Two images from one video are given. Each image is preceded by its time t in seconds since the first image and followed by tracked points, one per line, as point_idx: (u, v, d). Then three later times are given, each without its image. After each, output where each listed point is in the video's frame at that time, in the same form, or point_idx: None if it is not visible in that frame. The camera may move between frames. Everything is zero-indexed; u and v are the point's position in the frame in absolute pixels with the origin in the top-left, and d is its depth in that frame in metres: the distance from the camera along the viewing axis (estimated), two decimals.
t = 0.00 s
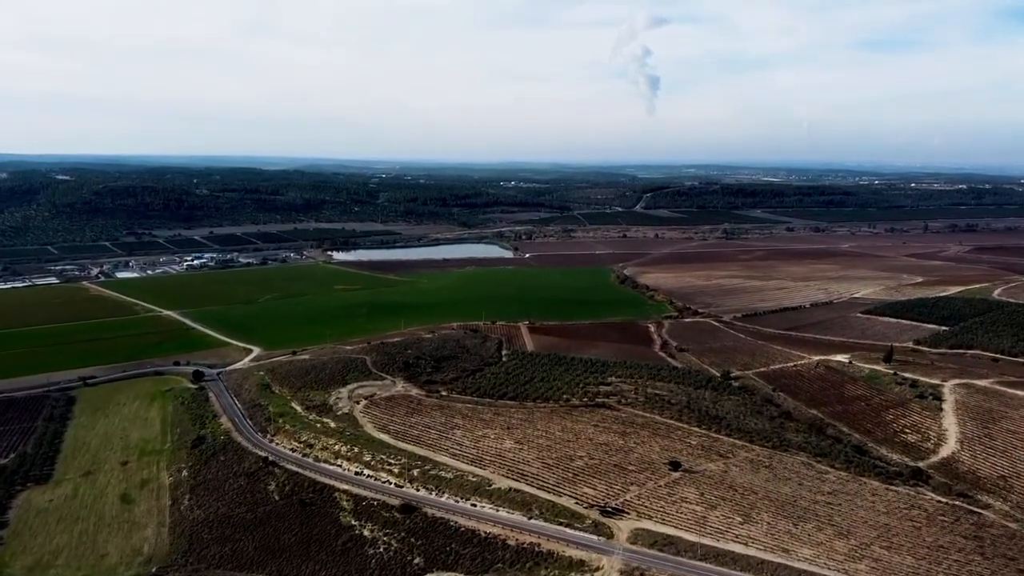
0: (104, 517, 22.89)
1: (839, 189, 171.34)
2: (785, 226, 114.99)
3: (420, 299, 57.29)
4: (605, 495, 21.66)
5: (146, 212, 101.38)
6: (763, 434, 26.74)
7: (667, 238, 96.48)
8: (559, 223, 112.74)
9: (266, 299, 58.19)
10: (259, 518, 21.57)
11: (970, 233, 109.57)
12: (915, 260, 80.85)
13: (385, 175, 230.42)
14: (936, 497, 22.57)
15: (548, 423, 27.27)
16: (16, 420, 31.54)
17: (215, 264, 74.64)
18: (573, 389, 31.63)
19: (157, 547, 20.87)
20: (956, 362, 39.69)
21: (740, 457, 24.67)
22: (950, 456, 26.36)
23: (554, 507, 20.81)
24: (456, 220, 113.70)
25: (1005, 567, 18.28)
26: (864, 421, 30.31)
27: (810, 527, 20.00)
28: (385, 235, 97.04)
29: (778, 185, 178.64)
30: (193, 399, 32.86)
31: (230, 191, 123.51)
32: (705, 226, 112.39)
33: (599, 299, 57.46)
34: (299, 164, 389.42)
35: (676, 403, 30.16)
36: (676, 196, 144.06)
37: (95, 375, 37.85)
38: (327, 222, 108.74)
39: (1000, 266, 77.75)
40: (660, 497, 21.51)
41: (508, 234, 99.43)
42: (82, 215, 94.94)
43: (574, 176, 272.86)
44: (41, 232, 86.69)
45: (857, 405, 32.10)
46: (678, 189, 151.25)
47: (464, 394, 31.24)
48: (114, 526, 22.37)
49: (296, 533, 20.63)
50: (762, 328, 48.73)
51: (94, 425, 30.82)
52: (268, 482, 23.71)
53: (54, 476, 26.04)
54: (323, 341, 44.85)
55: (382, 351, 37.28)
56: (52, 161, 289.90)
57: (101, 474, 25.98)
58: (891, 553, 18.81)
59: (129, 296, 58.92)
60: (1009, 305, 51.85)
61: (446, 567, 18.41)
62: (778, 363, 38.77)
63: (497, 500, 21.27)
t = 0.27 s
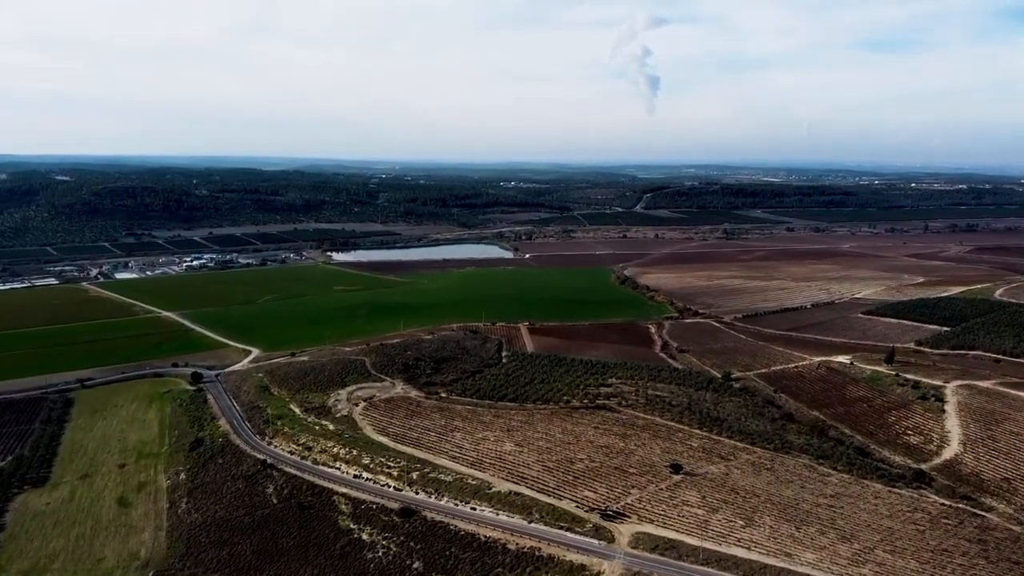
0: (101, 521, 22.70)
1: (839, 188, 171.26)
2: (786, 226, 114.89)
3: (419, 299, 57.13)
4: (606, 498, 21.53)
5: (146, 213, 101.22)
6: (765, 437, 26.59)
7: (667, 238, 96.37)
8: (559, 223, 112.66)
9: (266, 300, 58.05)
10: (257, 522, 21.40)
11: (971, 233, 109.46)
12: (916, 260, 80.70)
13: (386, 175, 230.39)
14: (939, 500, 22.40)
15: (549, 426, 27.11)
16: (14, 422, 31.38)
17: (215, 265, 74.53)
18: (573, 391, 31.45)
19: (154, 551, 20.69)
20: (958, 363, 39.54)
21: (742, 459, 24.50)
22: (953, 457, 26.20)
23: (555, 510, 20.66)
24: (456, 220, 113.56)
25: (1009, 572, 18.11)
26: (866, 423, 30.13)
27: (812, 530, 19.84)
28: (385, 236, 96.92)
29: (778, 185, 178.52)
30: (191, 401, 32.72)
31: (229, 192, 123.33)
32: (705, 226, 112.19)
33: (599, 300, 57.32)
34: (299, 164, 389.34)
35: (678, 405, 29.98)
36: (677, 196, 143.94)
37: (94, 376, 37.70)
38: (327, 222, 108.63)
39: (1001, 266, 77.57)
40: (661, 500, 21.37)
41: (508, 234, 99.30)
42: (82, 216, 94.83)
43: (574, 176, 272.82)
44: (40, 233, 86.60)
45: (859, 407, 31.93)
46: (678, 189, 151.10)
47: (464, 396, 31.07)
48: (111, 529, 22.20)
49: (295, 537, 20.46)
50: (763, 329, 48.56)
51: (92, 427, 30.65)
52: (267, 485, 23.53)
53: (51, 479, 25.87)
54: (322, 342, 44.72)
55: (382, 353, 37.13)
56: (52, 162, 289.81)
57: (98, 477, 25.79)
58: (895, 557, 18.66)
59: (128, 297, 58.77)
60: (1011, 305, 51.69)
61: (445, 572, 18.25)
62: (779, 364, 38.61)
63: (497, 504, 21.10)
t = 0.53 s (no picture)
0: (101, 522, 22.62)
1: (841, 188, 171.00)
2: (787, 226, 114.73)
3: (421, 300, 57.07)
4: (608, 499, 21.46)
5: (147, 213, 101.28)
6: (768, 438, 26.47)
7: (669, 239, 96.26)
8: (561, 223, 112.62)
9: (267, 301, 58.02)
10: (258, 523, 21.32)
11: (973, 233, 109.21)
12: (918, 260, 80.48)
13: (387, 175, 230.61)
14: (942, 501, 22.28)
15: (551, 427, 27.02)
16: (15, 422, 31.32)
17: (216, 265, 74.53)
18: (575, 392, 31.33)
19: (154, 553, 20.61)
20: (961, 364, 39.38)
21: (744, 460, 24.39)
22: (956, 459, 26.07)
23: (557, 512, 20.57)
24: (457, 220, 113.51)
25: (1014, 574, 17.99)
26: (869, 424, 29.96)
27: (815, 532, 19.74)
28: (387, 236, 96.92)
29: (780, 185, 178.31)
30: (193, 402, 32.67)
31: (231, 192, 123.34)
32: (707, 226, 111.99)
33: (601, 300, 57.23)
34: (300, 164, 389.65)
35: (680, 405, 29.86)
36: (678, 196, 143.80)
37: (95, 377, 37.65)
38: (328, 222, 108.64)
39: (1003, 267, 77.30)
40: (663, 502, 21.27)
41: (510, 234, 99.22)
42: (83, 216, 94.93)
43: (575, 176, 272.63)
44: (42, 233, 86.69)
45: (862, 407, 31.79)
46: (679, 189, 150.93)
47: (465, 397, 30.97)
48: (112, 530, 22.13)
49: (296, 539, 20.39)
50: (765, 330, 48.43)
51: (93, 428, 30.60)
52: (268, 486, 23.46)
53: (51, 480, 25.79)
54: (323, 343, 44.67)
55: (383, 353, 37.06)
56: (54, 162, 290.50)
57: (99, 478, 25.72)
58: (898, 559, 18.55)
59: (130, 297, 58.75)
60: (1014, 305, 51.49)
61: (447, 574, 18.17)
62: (782, 365, 38.49)
63: (499, 505, 21.01)
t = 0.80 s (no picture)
0: (116, 520, 22.81)
1: (857, 189, 169.52)
2: (802, 226, 113.92)
3: (433, 300, 57.16)
4: (621, 501, 21.39)
5: (163, 213, 102.21)
6: (782, 439, 26.26)
7: (682, 239, 95.82)
8: (574, 223, 112.45)
9: (281, 300, 58.36)
10: (272, 522, 21.44)
11: (991, 234, 107.82)
12: (935, 261, 79.56)
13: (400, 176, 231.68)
14: (959, 505, 21.99)
15: (563, 427, 26.97)
16: (31, 421, 31.64)
17: (231, 265, 75.08)
18: (587, 393, 31.25)
19: (169, 551, 20.77)
20: (978, 366, 38.86)
21: (758, 462, 24.22)
22: (973, 462, 25.73)
23: (569, 513, 20.53)
24: (470, 221, 113.65)
25: None
26: (884, 426, 29.64)
27: (830, 535, 19.58)
28: (400, 236, 97.22)
29: (794, 185, 177.02)
30: (207, 401, 32.91)
31: (246, 193, 124.21)
32: (721, 227, 111.42)
33: (613, 301, 57.04)
34: (314, 164, 392.16)
35: (693, 407, 29.70)
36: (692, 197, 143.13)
37: (110, 375, 37.99)
38: (342, 223, 109.15)
39: (1022, 268, 76.24)
40: (677, 504, 21.17)
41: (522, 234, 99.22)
42: (100, 216, 95.99)
43: (589, 176, 272.18)
44: (59, 233, 87.75)
45: (878, 410, 31.45)
46: (693, 189, 150.30)
47: (478, 397, 30.97)
48: (126, 528, 22.32)
49: (309, 538, 20.48)
50: (779, 331, 48.03)
51: (108, 427, 30.87)
52: (281, 485, 23.58)
53: (67, 478, 26.04)
54: (336, 342, 44.87)
55: (396, 353, 37.15)
56: (72, 163, 294.50)
57: (114, 476, 25.95)
58: (914, 562, 18.35)
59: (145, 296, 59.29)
60: None
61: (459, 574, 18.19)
62: (796, 366, 38.15)
63: (511, 506, 21.00)
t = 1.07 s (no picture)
0: (142, 516, 23.16)
1: (884, 189, 166.83)
2: (827, 227, 112.35)
3: (455, 299, 57.31)
4: (643, 503, 21.25)
5: (189, 213, 103.80)
6: (806, 442, 25.92)
7: (706, 240, 95.00)
8: (595, 224, 112.12)
9: (305, 299, 58.94)
10: (294, 519, 21.66)
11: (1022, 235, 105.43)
12: (964, 263, 77.95)
13: (423, 176, 232.59)
14: (987, 510, 21.54)
15: (585, 428, 26.87)
16: (60, 416, 32.13)
17: (255, 264, 76.01)
18: (609, 394, 31.11)
19: (193, 547, 21.07)
20: (1009, 369, 37.98)
21: (782, 465, 23.92)
22: (1001, 467, 25.18)
23: (590, 514, 20.44)
24: (491, 221, 113.83)
25: None
26: (911, 429, 29.13)
27: (854, 540, 19.30)
28: (422, 236, 97.73)
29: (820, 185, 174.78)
30: (231, 398, 33.34)
31: (270, 193, 125.68)
32: (745, 227, 110.27)
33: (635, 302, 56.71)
34: (338, 165, 396.11)
35: (717, 409, 29.40)
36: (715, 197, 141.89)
37: (137, 372, 38.62)
38: (365, 222, 109.97)
39: None
40: (699, 507, 20.98)
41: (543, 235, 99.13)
42: (128, 216, 97.78)
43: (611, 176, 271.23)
44: (88, 232, 89.54)
45: (904, 413, 30.88)
46: (717, 189, 148.99)
47: (499, 397, 30.99)
48: (151, 524, 22.65)
49: (331, 536, 20.64)
50: (804, 333, 47.37)
51: (134, 423, 31.34)
52: (304, 483, 23.83)
53: (94, 473, 26.47)
54: (358, 341, 45.21)
55: (418, 352, 37.32)
56: (102, 163, 300.57)
57: (140, 472, 26.34)
58: (940, 568, 18.04)
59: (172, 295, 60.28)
60: None
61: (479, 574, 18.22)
62: (821, 369, 37.58)
63: (532, 506, 20.97)
